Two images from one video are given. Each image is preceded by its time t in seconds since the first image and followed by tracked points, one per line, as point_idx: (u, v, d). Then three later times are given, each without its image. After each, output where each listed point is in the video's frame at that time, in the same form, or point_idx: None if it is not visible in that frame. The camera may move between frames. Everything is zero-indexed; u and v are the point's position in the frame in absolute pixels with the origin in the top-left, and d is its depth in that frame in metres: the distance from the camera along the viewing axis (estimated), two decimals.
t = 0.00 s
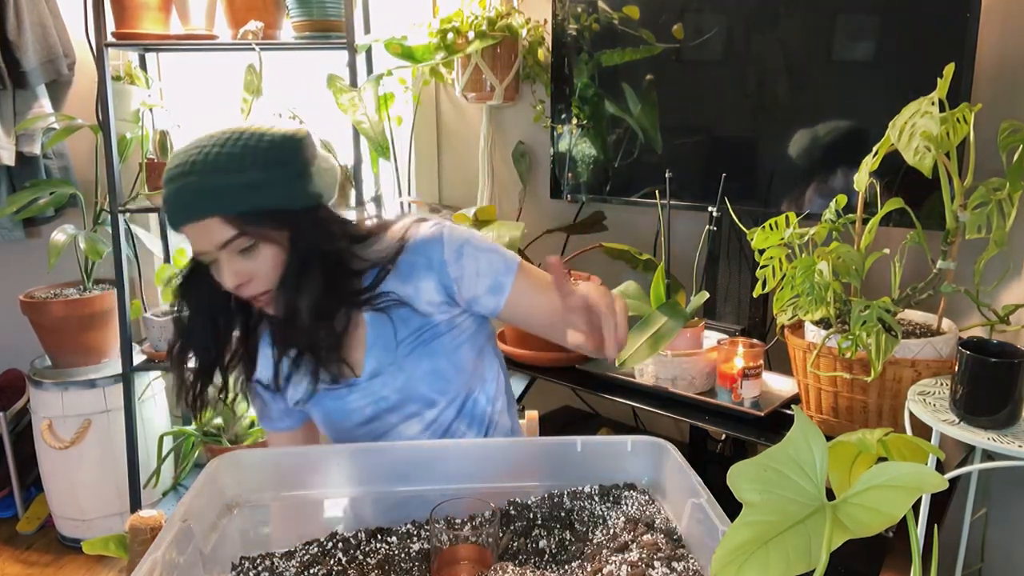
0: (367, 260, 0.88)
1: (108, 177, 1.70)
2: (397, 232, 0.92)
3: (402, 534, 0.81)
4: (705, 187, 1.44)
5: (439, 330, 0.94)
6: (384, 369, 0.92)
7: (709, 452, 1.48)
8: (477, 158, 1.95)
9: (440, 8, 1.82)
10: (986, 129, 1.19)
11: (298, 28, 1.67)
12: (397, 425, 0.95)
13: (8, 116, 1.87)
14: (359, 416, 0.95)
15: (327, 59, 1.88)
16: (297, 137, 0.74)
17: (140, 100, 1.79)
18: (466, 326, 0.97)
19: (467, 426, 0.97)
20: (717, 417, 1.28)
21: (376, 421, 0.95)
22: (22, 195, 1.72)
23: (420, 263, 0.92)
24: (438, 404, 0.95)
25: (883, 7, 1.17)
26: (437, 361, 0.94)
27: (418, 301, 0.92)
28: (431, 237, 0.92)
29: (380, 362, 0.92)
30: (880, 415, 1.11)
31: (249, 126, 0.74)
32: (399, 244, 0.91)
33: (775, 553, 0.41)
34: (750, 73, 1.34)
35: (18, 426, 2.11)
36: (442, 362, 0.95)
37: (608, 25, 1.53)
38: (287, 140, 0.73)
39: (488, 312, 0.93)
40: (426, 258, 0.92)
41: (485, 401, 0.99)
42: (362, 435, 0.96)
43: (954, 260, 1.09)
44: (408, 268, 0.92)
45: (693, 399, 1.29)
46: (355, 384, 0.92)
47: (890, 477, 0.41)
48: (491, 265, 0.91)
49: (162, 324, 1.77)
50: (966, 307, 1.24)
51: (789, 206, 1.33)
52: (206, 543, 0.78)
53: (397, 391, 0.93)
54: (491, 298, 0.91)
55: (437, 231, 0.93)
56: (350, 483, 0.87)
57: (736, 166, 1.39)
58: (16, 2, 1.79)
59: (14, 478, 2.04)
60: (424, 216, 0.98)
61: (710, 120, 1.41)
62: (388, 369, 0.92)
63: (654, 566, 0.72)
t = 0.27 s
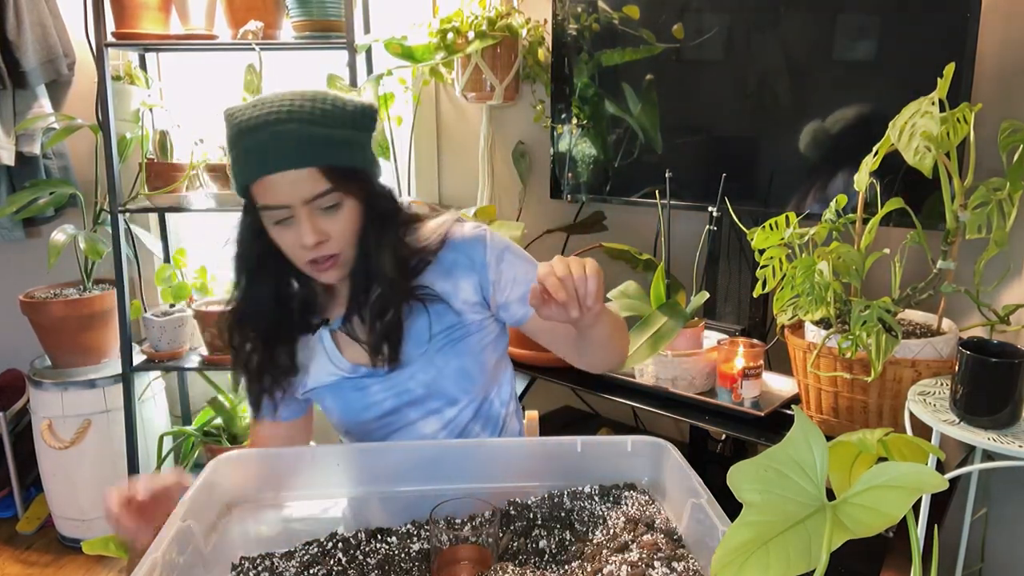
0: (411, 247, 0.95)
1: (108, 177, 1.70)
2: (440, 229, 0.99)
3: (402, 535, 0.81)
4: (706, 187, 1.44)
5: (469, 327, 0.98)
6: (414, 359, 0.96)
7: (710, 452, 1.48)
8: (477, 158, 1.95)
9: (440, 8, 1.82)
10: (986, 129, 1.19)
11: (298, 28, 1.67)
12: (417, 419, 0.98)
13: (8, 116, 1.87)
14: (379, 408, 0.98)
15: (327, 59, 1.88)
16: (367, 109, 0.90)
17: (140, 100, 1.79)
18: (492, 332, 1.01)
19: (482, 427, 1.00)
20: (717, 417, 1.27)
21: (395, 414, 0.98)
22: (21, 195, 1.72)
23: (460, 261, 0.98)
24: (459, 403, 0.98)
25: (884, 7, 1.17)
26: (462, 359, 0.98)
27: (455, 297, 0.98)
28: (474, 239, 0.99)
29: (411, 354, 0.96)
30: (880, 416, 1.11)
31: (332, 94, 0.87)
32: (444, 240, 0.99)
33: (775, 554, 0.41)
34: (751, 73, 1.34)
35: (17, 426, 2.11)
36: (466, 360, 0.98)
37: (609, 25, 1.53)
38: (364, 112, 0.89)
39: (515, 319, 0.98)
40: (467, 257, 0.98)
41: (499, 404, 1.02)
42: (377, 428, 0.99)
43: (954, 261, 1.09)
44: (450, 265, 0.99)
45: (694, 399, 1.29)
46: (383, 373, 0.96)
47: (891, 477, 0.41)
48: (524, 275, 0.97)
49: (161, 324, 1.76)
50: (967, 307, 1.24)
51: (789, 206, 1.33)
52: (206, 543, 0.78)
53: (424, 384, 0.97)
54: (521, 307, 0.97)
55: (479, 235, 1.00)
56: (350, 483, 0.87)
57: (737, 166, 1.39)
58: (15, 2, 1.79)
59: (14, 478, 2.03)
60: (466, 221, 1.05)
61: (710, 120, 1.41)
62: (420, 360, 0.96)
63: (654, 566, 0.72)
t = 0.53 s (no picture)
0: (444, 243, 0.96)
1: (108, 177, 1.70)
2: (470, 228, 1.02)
3: (402, 535, 0.81)
4: (706, 187, 1.44)
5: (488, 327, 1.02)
6: (437, 357, 0.99)
7: (710, 452, 1.48)
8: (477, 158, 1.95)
9: (440, 8, 1.82)
10: (986, 129, 1.19)
11: (298, 28, 1.67)
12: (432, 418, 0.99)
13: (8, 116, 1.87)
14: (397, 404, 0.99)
15: (327, 59, 1.88)
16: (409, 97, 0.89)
17: (140, 100, 1.79)
18: (507, 338, 1.05)
19: (493, 430, 1.02)
20: (717, 417, 1.27)
21: (411, 412, 0.99)
22: (22, 195, 1.72)
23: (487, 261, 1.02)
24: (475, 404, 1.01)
25: (883, 7, 1.17)
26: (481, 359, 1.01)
27: (479, 297, 1.01)
28: (500, 242, 1.03)
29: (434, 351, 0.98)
30: (880, 416, 1.11)
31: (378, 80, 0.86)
32: (472, 241, 1.00)
33: (775, 554, 0.41)
34: (751, 73, 1.34)
35: (17, 426, 2.11)
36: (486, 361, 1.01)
37: (609, 25, 1.53)
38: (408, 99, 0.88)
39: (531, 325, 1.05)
40: (493, 258, 1.02)
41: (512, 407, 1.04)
42: (390, 425, 1.00)
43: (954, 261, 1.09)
44: (475, 265, 1.01)
45: (694, 399, 1.29)
46: (404, 369, 0.97)
47: (891, 477, 0.41)
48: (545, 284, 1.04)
49: (161, 324, 1.76)
50: (967, 308, 1.24)
51: (789, 206, 1.33)
52: (206, 543, 0.77)
53: (444, 383, 0.99)
54: (541, 314, 1.04)
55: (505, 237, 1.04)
56: (351, 483, 0.87)
57: (737, 166, 1.39)
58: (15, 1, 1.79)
59: (14, 478, 2.04)
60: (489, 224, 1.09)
61: (710, 120, 1.41)
62: (441, 357, 0.98)
63: (654, 566, 0.72)
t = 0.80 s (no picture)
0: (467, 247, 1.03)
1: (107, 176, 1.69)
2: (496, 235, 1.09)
3: (402, 535, 0.81)
4: (706, 187, 1.44)
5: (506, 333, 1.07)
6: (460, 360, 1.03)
7: (710, 452, 1.48)
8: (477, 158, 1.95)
9: (440, 7, 1.82)
10: (986, 129, 1.19)
11: (298, 27, 1.67)
12: (447, 420, 1.04)
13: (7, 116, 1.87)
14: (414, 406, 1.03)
15: (326, 58, 1.88)
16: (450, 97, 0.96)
17: (140, 100, 1.79)
18: (523, 343, 1.10)
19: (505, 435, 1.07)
20: (717, 417, 1.27)
21: (426, 413, 1.03)
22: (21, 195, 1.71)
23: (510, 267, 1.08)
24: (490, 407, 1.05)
25: (883, 7, 1.17)
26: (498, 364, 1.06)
27: (502, 303, 1.07)
28: (524, 250, 1.09)
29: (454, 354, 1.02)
30: (881, 416, 1.11)
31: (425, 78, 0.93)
32: (498, 244, 1.08)
33: (776, 554, 0.41)
34: (751, 73, 1.34)
35: (17, 427, 2.11)
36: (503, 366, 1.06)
37: (609, 25, 1.53)
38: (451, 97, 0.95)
39: (547, 331, 1.08)
40: (517, 265, 1.08)
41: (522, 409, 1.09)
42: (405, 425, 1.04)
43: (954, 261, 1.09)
44: (499, 268, 1.08)
45: (694, 399, 1.29)
46: (423, 369, 1.02)
47: (892, 477, 0.41)
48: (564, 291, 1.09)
49: (160, 325, 1.76)
50: (967, 308, 1.24)
51: (790, 206, 1.33)
52: (206, 543, 0.77)
53: (462, 385, 1.03)
54: (558, 322, 1.07)
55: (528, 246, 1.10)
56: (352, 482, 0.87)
57: (737, 166, 1.39)
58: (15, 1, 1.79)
59: (14, 478, 2.03)
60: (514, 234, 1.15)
61: (710, 119, 1.41)
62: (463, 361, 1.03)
63: (654, 566, 0.71)
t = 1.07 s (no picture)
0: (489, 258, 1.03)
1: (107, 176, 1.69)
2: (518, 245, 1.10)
3: (401, 535, 0.81)
4: (706, 187, 1.44)
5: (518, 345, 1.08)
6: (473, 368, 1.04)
7: (710, 453, 1.48)
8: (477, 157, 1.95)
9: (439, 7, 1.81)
10: (987, 129, 1.19)
11: (298, 27, 1.67)
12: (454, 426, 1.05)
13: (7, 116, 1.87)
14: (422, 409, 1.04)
15: (326, 58, 1.88)
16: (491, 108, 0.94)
17: (140, 100, 1.79)
18: (531, 352, 1.11)
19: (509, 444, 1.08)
20: (717, 417, 1.27)
21: (433, 418, 1.04)
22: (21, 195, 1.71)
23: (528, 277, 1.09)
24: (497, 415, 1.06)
25: (883, 7, 1.17)
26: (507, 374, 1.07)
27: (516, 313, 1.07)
28: (542, 262, 1.10)
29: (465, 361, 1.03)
30: (881, 415, 1.10)
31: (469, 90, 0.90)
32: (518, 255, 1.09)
33: (776, 554, 0.41)
34: (751, 72, 1.34)
35: (16, 427, 2.11)
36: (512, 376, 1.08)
37: (609, 24, 1.53)
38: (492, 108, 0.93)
39: (555, 344, 1.09)
40: (534, 277, 1.09)
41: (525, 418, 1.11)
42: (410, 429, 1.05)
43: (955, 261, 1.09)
44: (516, 278, 1.08)
45: (694, 399, 1.29)
46: (433, 374, 1.02)
47: (892, 477, 0.41)
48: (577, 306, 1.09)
49: (160, 324, 1.76)
50: (967, 308, 1.24)
51: (790, 206, 1.33)
52: (206, 543, 0.77)
53: (471, 392, 1.04)
54: (567, 335, 1.08)
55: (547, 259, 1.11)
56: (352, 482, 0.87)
57: (737, 165, 1.39)
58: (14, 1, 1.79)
59: (14, 478, 2.03)
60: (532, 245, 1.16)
61: (710, 119, 1.41)
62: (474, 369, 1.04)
63: (654, 566, 0.71)
